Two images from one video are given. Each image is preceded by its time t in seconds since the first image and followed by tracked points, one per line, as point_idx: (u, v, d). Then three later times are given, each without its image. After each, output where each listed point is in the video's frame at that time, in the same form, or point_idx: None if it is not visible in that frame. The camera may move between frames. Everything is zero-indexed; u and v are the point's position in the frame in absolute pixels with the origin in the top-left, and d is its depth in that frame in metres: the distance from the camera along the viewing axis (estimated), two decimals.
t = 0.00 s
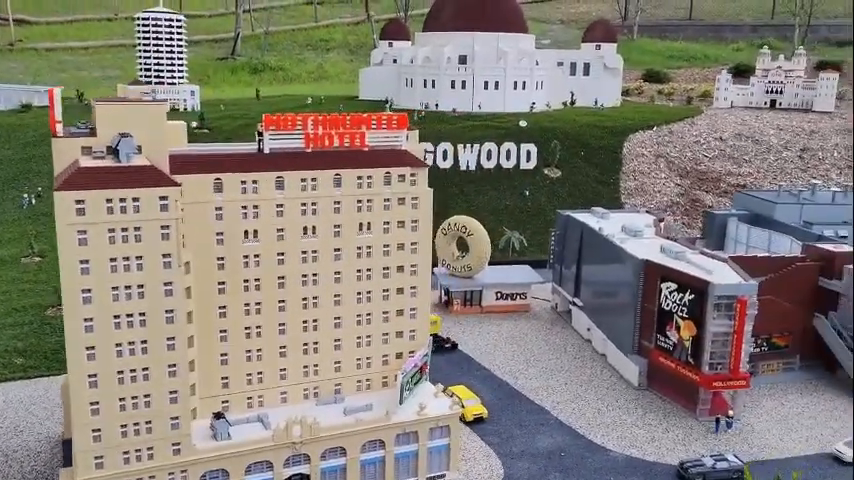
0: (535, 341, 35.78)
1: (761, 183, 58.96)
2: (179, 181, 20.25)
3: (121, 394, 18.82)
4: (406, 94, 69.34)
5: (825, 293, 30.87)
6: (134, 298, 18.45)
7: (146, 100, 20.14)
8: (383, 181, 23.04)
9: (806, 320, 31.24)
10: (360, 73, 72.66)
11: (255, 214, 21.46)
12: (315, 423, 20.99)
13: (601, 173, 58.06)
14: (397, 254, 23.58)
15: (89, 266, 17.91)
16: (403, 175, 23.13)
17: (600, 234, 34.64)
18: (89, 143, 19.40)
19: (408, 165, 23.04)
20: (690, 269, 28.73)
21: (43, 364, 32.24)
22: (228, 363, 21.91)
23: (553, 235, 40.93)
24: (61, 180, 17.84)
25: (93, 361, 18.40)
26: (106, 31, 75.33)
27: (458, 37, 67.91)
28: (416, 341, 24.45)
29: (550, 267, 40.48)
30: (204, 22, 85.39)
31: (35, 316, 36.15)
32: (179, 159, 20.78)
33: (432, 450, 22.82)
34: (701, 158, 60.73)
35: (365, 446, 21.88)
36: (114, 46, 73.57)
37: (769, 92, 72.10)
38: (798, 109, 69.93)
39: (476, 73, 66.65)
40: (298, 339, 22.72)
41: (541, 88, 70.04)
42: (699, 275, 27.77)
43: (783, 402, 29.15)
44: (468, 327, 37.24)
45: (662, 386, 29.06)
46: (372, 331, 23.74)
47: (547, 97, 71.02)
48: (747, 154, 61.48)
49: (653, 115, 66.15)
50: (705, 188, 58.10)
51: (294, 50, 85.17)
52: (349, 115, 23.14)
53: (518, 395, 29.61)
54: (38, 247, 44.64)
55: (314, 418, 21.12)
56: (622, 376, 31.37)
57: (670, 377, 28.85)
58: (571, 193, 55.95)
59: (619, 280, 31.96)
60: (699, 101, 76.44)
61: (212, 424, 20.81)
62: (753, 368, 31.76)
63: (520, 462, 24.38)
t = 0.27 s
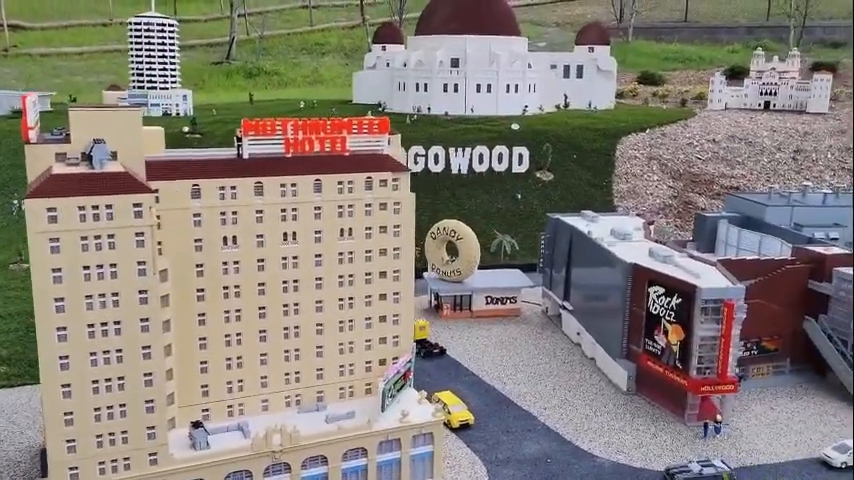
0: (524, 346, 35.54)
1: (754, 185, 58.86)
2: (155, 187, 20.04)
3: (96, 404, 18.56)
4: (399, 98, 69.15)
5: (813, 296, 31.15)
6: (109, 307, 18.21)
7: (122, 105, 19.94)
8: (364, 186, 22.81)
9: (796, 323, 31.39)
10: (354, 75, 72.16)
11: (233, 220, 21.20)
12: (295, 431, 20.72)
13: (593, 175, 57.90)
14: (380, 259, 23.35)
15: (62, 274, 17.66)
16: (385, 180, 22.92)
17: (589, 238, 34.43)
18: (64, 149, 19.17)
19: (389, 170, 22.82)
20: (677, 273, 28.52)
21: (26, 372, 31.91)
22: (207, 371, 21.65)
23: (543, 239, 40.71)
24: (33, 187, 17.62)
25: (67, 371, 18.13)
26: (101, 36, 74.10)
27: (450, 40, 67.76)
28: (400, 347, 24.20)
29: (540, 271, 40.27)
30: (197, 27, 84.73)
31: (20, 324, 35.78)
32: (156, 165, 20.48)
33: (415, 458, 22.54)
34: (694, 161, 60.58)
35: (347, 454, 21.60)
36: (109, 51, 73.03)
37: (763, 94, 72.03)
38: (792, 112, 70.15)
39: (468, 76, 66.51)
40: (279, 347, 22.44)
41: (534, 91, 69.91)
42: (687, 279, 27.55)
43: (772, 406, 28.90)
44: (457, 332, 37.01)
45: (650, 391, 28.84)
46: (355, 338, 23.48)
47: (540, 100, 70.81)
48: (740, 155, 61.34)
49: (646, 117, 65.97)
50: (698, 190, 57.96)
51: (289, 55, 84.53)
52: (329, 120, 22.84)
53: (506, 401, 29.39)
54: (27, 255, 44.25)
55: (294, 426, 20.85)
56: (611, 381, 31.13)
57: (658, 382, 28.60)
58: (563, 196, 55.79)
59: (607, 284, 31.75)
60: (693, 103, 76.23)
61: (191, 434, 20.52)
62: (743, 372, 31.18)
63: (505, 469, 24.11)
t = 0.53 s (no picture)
0: (518, 351, 35.30)
1: (754, 188, 58.64)
2: (136, 193, 19.94)
3: (75, 411, 18.47)
4: (397, 102, 68.91)
5: (810, 301, 30.64)
6: (88, 314, 18.10)
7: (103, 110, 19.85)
8: (349, 190, 22.67)
9: (792, 327, 31.15)
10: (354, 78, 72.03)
11: (216, 226, 21.07)
12: (278, 438, 20.57)
13: (592, 179, 57.62)
14: (365, 265, 23.21)
15: (39, 281, 17.56)
16: (370, 185, 22.79)
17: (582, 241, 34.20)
18: (44, 156, 19.10)
19: (374, 175, 22.68)
20: (669, 277, 28.26)
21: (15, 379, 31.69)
22: (191, 378, 21.53)
23: (538, 243, 40.48)
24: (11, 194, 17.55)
25: (45, 378, 18.02)
26: (106, 43, 71.01)
27: (447, 44, 67.83)
28: (386, 353, 24.04)
29: (536, 275, 40.04)
30: (198, 31, 80.14)
31: (10, 330, 35.50)
32: (137, 171, 20.36)
33: (400, 465, 22.36)
34: (693, 163, 60.26)
35: (332, 461, 21.43)
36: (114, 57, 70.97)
37: (765, 96, 71.10)
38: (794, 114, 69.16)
39: (467, 79, 66.40)
40: (264, 353, 22.29)
41: (533, 93, 69.65)
42: (678, 283, 27.29)
43: (766, 412, 28.59)
44: (450, 337, 36.81)
45: (642, 396, 28.60)
46: (341, 344, 23.33)
47: (539, 103, 70.63)
48: (740, 158, 61.06)
49: (645, 120, 65.56)
50: (697, 192, 57.67)
51: (291, 59, 82.56)
52: (313, 124, 22.75)
53: (497, 406, 29.18)
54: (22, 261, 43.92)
55: (277, 434, 20.70)
56: (604, 386, 30.88)
57: (650, 387, 28.36)
58: (561, 199, 55.58)
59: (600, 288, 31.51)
60: (694, 105, 75.77)
61: (173, 441, 20.36)
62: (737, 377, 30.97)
63: (494, 476, 23.89)
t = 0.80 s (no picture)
0: (507, 356, 35.18)
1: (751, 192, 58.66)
2: (111, 200, 19.93)
3: (48, 418, 18.47)
4: (393, 106, 68.67)
5: (801, 308, 30.60)
6: (60, 321, 18.10)
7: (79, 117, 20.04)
8: (328, 196, 22.61)
9: (780, 333, 30.89)
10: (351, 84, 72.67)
11: (193, 232, 21.05)
12: (255, 445, 20.52)
13: (587, 183, 57.55)
14: (345, 271, 23.16)
15: (10, 288, 17.57)
16: (349, 191, 22.74)
17: (571, 246, 34.09)
18: (18, 163, 19.48)
19: (354, 181, 22.61)
20: (655, 282, 28.10)
21: None
22: (168, 384, 21.48)
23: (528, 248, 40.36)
24: None
25: (18, 385, 18.06)
26: (108, 46, 70.64)
27: (444, 49, 67.70)
28: (366, 359, 23.97)
29: (526, 280, 39.92)
30: (200, 36, 80.96)
31: None
32: (114, 177, 20.45)
33: (379, 472, 22.28)
34: (690, 167, 60.13)
35: (309, 468, 21.35)
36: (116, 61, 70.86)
37: (764, 99, 71.35)
38: (793, 117, 69.55)
39: (464, 84, 66.44)
40: (242, 359, 22.23)
41: (530, 98, 69.45)
42: (664, 289, 27.12)
43: (753, 418, 28.39)
44: (439, 342, 36.73)
45: (628, 402, 28.45)
46: (320, 350, 23.26)
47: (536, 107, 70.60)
48: (737, 162, 61.04)
49: (642, 123, 65.36)
50: (693, 196, 57.60)
51: (292, 64, 81.57)
52: (292, 130, 22.75)
53: (482, 412, 29.06)
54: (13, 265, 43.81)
55: (254, 440, 20.64)
56: (591, 393, 30.73)
57: (636, 393, 28.22)
58: (555, 203, 55.77)
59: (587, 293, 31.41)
60: (693, 109, 75.50)
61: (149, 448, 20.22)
62: (724, 383, 30.53)
63: None
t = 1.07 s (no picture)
0: (492, 361, 35.06)
1: (744, 196, 58.47)
2: (81, 206, 19.90)
3: (16, 425, 18.76)
4: (387, 110, 69.05)
5: (785, 314, 30.60)
6: (27, 328, 18.44)
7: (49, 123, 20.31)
8: (303, 202, 22.55)
9: (764, 339, 30.73)
10: (347, 88, 73.23)
11: (165, 238, 21.05)
12: (226, 452, 20.44)
13: (578, 188, 57.45)
14: (320, 277, 23.08)
15: None
16: (324, 196, 22.67)
17: (555, 251, 33.99)
18: None
19: (328, 186, 22.58)
20: (635, 288, 28.04)
21: None
22: (141, 391, 21.46)
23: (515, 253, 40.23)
24: None
25: None
26: (108, 51, 69.87)
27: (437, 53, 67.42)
28: (343, 365, 23.88)
29: (513, 285, 39.80)
30: (199, 40, 78.32)
31: None
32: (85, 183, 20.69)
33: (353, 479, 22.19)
34: (683, 172, 59.95)
35: (282, 475, 21.29)
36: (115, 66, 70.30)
37: (759, 103, 70.72)
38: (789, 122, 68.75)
39: (456, 88, 66.49)
40: (216, 365, 22.19)
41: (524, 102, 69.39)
42: (643, 294, 27.09)
43: (734, 425, 28.26)
44: (424, 347, 36.58)
45: (609, 409, 28.34)
46: (296, 356, 23.19)
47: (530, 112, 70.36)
48: (730, 167, 60.94)
49: (636, 128, 65.25)
50: (685, 201, 57.39)
51: (291, 68, 80.85)
52: (267, 136, 22.84)
53: (463, 418, 28.97)
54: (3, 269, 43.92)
55: (225, 447, 20.57)
56: (574, 399, 30.60)
57: (616, 399, 28.13)
58: (547, 208, 55.60)
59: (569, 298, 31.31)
60: (690, 114, 75.31)
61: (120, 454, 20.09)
62: (707, 389, 30.44)
63: None
